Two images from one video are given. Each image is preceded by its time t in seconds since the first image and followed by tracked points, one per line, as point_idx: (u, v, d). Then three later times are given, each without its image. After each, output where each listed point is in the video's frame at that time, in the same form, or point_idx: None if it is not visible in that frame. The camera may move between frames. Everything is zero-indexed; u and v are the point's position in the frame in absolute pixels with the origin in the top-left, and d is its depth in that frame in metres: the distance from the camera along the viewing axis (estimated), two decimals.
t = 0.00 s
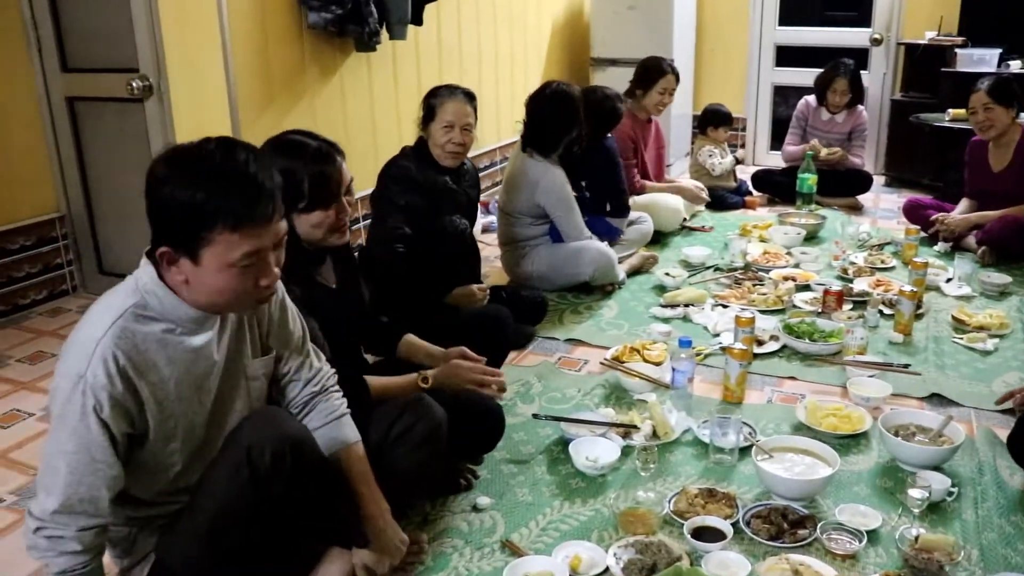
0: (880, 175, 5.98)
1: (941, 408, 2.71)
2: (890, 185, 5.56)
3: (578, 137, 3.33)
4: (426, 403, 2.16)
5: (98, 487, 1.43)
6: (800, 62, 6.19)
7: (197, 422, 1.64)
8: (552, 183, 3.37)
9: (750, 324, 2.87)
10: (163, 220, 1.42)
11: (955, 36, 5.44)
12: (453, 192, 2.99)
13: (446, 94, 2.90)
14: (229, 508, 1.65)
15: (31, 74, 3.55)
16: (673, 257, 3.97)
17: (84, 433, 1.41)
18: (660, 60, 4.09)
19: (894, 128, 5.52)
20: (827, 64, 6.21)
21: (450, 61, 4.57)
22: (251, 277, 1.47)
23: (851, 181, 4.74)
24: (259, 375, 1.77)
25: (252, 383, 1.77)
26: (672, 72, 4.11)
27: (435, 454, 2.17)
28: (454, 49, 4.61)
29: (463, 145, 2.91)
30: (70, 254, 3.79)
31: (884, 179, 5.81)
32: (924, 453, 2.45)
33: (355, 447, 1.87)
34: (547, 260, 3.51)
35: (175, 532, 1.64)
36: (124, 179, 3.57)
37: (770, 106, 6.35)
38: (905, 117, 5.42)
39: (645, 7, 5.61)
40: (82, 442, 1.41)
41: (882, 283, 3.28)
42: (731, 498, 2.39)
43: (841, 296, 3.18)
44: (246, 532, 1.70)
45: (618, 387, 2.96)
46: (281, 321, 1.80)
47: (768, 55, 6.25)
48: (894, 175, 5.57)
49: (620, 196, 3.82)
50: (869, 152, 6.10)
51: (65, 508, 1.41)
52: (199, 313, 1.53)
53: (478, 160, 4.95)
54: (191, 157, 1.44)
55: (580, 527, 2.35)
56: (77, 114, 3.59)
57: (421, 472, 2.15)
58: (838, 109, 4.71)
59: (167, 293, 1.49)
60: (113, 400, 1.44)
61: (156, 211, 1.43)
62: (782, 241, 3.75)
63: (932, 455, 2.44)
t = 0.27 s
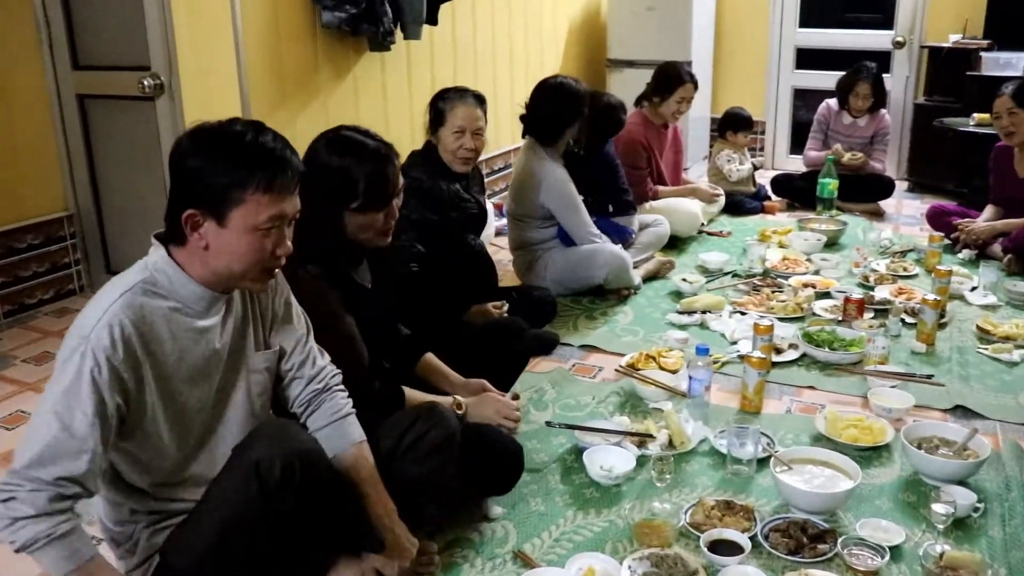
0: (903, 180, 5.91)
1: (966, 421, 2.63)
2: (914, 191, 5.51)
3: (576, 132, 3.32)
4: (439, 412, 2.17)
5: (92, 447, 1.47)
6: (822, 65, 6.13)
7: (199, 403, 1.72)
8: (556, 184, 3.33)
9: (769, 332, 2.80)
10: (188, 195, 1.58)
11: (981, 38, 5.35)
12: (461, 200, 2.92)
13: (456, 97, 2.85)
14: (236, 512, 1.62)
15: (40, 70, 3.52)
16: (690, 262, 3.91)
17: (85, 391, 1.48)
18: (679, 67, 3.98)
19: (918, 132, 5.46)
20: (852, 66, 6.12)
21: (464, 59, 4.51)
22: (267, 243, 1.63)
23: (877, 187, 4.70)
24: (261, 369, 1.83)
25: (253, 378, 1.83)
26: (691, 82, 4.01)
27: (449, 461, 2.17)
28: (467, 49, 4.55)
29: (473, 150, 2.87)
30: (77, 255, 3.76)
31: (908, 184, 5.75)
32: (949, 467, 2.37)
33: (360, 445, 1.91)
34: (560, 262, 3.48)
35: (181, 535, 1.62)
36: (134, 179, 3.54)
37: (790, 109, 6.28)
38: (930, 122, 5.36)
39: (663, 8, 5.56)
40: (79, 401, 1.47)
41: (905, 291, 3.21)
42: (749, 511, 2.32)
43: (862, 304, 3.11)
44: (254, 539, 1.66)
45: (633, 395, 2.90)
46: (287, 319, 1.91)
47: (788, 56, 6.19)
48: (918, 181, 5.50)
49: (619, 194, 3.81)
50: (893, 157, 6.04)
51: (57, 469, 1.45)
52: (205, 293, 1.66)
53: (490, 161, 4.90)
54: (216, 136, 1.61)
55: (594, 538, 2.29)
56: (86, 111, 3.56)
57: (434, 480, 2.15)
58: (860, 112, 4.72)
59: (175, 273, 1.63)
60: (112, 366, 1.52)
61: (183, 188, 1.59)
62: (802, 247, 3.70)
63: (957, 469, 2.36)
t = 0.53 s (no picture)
0: (955, 175, 5.63)
1: None
2: (967, 187, 5.24)
3: (590, 116, 3.09)
4: (444, 421, 1.94)
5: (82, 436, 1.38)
6: (867, 48, 5.86)
7: (181, 403, 1.60)
8: (569, 180, 3.11)
9: (809, 341, 2.56)
10: (176, 178, 1.50)
11: None
12: (467, 206, 2.69)
13: (462, 91, 2.63)
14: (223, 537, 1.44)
15: (17, 65, 3.36)
16: (722, 266, 3.69)
17: (70, 378, 1.39)
18: (708, 56, 3.75)
19: (972, 122, 5.17)
20: (904, 48, 5.83)
21: (477, 47, 4.31)
22: (267, 220, 1.56)
23: (929, 182, 4.46)
24: (244, 377, 1.69)
25: (237, 386, 1.69)
26: (721, 75, 3.76)
27: (455, 474, 1.94)
28: (480, 38, 4.36)
29: (480, 149, 2.67)
30: (59, 257, 3.60)
31: (960, 180, 5.46)
32: (1009, 491, 2.12)
33: (354, 460, 1.76)
34: (579, 264, 3.27)
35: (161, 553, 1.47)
36: (119, 177, 3.37)
37: (832, 100, 6.01)
38: (986, 112, 5.07)
39: None
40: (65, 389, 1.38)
41: (958, 297, 2.97)
42: (787, 536, 2.07)
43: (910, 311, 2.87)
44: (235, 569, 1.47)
45: (660, 410, 2.68)
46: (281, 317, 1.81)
47: (829, 40, 5.90)
48: (970, 175, 5.22)
49: (636, 189, 3.55)
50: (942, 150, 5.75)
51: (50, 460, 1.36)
52: (188, 287, 1.56)
53: (503, 157, 4.73)
54: (204, 117, 1.53)
55: (618, 564, 2.08)
56: (69, 104, 3.40)
57: (440, 497, 1.92)
58: (910, 101, 4.50)
59: (152, 266, 1.53)
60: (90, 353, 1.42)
61: (168, 172, 1.51)
62: (844, 249, 3.46)
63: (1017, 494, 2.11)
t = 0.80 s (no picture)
0: (983, 179, 5.52)
1: None
2: (997, 193, 5.14)
3: (602, 120, 3.01)
4: (460, 437, 1.87)
5: (139, 467, 1.38)
6: (891, 50, 5.77)
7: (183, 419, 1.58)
8: (577, 187, 3.04)
9: (833, 354, 2.49)
10: (185, 197, 1.47)
11: None
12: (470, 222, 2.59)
13: (463, 98, 2.56)
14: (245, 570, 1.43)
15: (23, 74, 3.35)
16: (743, 275, 3.62)
17: (108, 409, 1.38)
18: (724, 61, 3.70)
19: (1003, 125, 5.07)
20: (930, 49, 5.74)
21: (491, 49, 4.26)
22: (276, 245, 1.55)
23: (957, 189, 4.37)
24: (243, 393, 1.67)
25: (236, 401, 1.66)
26: (737, 80, 3.72)
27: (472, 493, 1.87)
28: (495, 40, 4.30)
29: (486, 156, 2.58)
30: (65, 266, 3.57)
31: (990, 185, 5.35)
32: None
33: (355, 473, 1.73)
34: (596, 275, 3.21)
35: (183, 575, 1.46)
36: (127, 184, 3.33)
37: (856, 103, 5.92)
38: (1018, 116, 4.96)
39: None
40: (107, 420, 1.38)
41: (987, 307, 2.89)
42: (812, 554, 1.96)
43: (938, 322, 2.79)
44: None
45: (680, 424, 2.61)
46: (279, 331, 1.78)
47: (853, 42, 5.83)
48: (999, 180, 5.12)
49: (650, 196, 3.46)
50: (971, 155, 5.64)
51: (124, 497, 1.38)
52: (186, 302, 1.54)
53: (518, 163, 4.67)
54: (215, 135, 1.50)
55: None
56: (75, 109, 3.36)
57: (456, 515, 1.86)
58: (936, 104, 4.40)
59: (148, 281, 1.50)
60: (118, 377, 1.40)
61: (180, 187, 1.47)
62: (868, 258, 3.39)
63: None
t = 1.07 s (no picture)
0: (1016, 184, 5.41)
1: None
2: None
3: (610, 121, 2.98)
4: (484, 459, 1.78)
5: (155, 476, 1.36)
6: (919, 51, 5.66)
7: (198, 431, 1.53)
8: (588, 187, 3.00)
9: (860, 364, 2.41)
10: (182, 201, 1.45)
11: None
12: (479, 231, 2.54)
13: (465, 103, 2.50)
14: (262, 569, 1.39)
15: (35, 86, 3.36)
16: (766, 284, 3.55)
17: (121, 418, 1.35)
18: (742, 65, 3.63)
19: None
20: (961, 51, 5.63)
21: (507, 53, 4.22)
22: (277, 244, 1.51)
23: (989, 195, 4.28)
24: (257, 403, 1.62)
25: (250, 411, 1.62)
26: (756, 84, 3.65)
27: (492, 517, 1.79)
28: (512, 45, 4.26)
29: (495, 160, 2.52)
30: (73, 276, 3.57)
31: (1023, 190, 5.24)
32: None
33: (373, 486, 1.68)
34: (612, 284, 3.16)
35: None
36: (139, 193, 3.32)
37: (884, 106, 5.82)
38: None
39: None
40: (119, 430, 1.35)
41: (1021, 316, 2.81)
42: (839, 570, 1.89)
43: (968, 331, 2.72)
44: None
45: (701, 436, 2.54)
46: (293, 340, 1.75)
47: (880, 41, 5.70)
48: None
49: (670, 200, 3.38)
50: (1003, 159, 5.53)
51: (144, 505, 1.35)
52: (194, 308, 1.50)
53: (536, 169, 4.62)
54: (213, 137, 1.48)
55: None
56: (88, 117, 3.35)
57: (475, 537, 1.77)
58: (967, 107, 4.31)
59: (156, 290, 1.47)
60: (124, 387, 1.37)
61: (175, 193, 1.46)
62: (896, 265, 3.31)
63: None
